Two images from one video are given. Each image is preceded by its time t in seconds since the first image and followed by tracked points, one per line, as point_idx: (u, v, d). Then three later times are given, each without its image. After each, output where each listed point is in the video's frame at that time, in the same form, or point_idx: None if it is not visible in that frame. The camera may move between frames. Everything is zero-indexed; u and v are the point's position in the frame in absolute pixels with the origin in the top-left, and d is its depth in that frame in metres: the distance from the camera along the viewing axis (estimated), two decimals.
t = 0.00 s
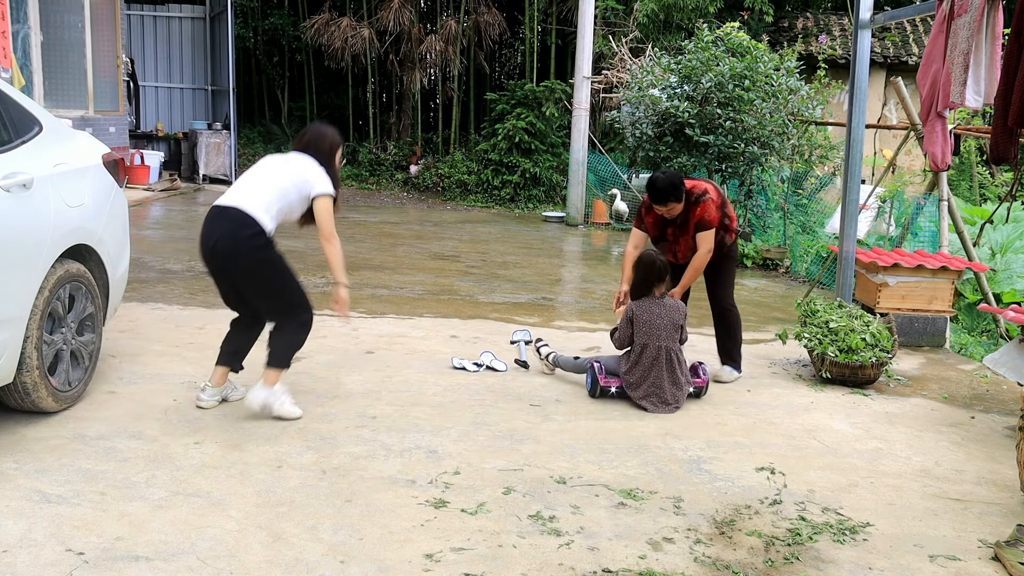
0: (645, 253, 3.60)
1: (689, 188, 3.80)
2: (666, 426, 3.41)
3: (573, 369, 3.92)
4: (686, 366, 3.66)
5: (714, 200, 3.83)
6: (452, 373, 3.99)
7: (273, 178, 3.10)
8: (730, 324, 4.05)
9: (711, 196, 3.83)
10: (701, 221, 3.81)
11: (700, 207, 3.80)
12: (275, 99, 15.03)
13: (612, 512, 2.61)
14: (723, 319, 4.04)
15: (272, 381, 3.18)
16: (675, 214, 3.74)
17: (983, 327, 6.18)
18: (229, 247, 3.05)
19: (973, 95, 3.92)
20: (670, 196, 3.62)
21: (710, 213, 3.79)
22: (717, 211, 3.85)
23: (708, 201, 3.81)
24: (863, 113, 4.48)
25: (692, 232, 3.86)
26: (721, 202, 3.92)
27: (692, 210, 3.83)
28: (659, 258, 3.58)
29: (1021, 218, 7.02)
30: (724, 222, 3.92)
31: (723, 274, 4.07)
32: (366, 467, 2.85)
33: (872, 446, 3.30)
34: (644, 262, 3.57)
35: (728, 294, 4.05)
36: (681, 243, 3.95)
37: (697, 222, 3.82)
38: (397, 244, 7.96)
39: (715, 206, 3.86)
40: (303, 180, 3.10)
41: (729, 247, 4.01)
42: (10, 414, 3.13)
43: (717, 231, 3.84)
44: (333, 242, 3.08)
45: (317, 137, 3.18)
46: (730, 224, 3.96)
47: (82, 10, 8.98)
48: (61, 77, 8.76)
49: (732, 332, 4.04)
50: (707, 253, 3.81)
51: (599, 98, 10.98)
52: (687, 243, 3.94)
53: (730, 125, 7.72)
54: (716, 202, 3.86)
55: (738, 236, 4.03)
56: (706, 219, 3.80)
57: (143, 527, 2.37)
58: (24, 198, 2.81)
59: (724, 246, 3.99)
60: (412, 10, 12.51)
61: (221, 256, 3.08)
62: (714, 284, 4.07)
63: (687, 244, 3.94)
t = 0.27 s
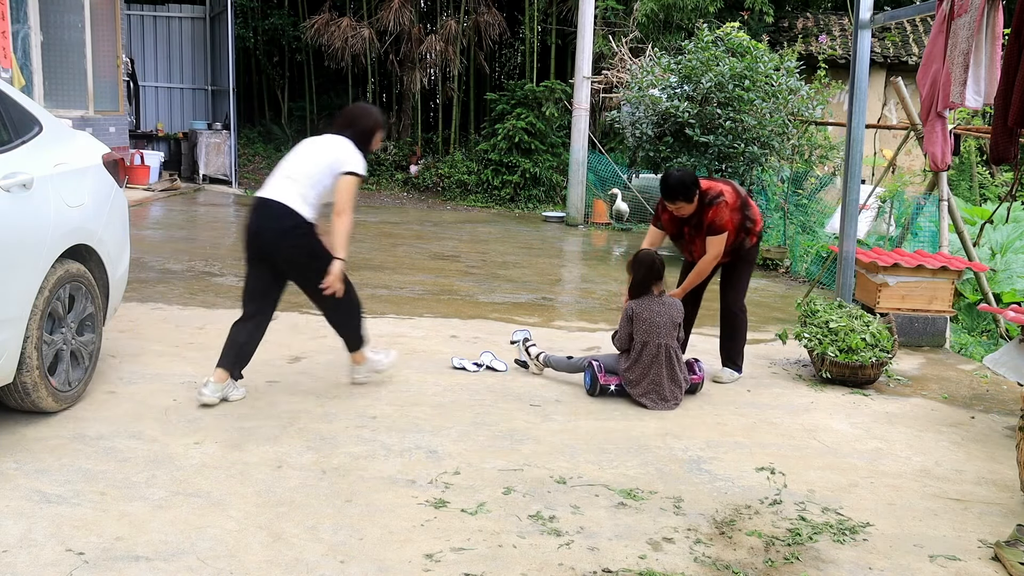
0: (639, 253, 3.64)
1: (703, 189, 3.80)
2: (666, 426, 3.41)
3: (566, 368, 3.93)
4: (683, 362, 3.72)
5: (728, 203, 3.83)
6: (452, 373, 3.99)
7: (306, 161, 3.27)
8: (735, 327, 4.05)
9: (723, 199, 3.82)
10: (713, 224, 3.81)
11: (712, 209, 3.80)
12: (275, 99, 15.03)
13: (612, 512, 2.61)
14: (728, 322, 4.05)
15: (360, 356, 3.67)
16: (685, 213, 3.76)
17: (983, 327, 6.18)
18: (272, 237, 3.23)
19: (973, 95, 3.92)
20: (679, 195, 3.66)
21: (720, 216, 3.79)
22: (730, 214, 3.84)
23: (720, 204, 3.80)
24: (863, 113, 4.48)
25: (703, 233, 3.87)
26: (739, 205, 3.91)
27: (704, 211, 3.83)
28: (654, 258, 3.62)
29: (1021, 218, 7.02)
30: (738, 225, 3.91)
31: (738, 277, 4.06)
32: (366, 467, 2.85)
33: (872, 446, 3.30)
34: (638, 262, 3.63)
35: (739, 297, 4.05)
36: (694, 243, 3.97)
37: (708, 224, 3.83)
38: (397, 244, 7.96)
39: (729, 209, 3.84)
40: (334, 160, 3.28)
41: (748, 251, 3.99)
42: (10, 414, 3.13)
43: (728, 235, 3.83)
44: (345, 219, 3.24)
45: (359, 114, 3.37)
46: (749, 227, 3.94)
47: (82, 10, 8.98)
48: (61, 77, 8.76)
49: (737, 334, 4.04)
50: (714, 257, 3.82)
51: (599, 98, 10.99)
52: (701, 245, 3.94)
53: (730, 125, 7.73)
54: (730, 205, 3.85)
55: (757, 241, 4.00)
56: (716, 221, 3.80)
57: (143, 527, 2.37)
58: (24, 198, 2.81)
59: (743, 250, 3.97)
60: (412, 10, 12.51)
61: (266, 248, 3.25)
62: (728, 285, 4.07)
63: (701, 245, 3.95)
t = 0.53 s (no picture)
0: (633, 252, 3.67)
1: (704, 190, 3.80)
2: (666, 426, 3.41)
3: (566, 368, 3.93)
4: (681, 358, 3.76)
5: (729, 203, 3.83)
6: (452, 373, 3.99)
7: (356, 168, 3.52)
8: (736, 328, 4.03)
9: (724, 199, 3.81)
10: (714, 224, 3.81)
11: (713, 209, 3.80)
12: (275, 99, 15.03)
13: (612, 512, 2.61)
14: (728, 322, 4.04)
15: (372, 358, 3.71)
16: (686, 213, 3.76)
17: (983, 327, 6.18)
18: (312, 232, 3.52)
19: (973, 95, 3.92)
20: (679, 195, 3.67)
21: (721, 216, 3.79)
22: (731, 214, 3.84)
23: (720, 205, 3.79)
24: (863, 113, 4.48)
25: (704, 233, 3.87)
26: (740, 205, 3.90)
27: (705, 211, 3.83)
28: (649, 257, 3.63)
29: (1021, 218, 7.02)
30: (739, 225, 3.90)
31: (741, 277, 4.04)
32: (366, 467, 2.85)
33: (872, 446, 3.30)
34: (632, 261, 3.65)
35: (741, 298, 4.04)
36: (696, 242, 3.98)
37: (707, 224, 3.82)
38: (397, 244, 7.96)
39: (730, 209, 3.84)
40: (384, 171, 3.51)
41: (751, 252, 4.00)
42: (10, 414, 3.13)
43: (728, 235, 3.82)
44: (411, 242, 3.49)
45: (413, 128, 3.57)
46: (752, 228, 3.94)
47: (82, 10, 8.98)
48: (61, 77, 8.76)
49: (736, 335, 4.02)
50: (711, 257, 3.81)
51: (599, 98, 11.00)
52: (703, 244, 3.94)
53: (730, 125, 7.73)
54: (731, 206, 3.84)
55: (759, 241, 4.00)
56: (717, 222, 3.80)
57: (143, 527, 2.37)
58: (24, 198, 2.81)
59: (746, 251, 3.98)
60: (412, 10, 12.51)
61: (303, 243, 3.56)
62: (730, 286, 4.06)
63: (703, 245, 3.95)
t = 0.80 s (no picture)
0: (627, 251, 3.72)
1: (695, 188, 3.82)
2: (666, 426, 3.41)
3: (555, 368, 3.91)
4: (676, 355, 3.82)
5: (721, 202, 3.85)
6: (452, 373, 3.99)
7: (379, 185, 3.76)
8: (736, 327, 4.02)
9: (715, 198, 3.83)
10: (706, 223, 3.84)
11: (705, 208, 3.82)
12: (275, 99, 15.02)
13: (612, 512, 2.61)
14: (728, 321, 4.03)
15: (376, 342, 3.84)
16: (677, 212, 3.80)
17: (983, 327, 6.18)
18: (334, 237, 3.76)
19: (973, 95, 3.92)
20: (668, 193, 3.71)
21: (713, 215, 3.81)
22: (723, 213, 3.86)
23: (710, 203, 3.81)
24: (863, 113, 4.48)
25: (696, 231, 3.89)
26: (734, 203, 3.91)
27: (696, 209, 3.85)
28: (645, 256, 3.67)
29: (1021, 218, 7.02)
30: (732, 224, 3.91)
31: (738, 276, 4.04)
32: (366, 467, 2.85)
33: (872, 446, 3.30)
34: (626, 260, 3.70)
35: (738, 298, 4.03)
36: (690, 241, 4.00)
37: (698, 222, 3.85)
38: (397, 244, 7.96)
39: (722, 208, 3.86)
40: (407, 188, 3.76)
41: (748, 251, 4.02)
42: (10, 414, 3.13)
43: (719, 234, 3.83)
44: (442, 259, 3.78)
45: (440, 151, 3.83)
46: (747, 227, 3.96)
47: (82, 10, 8.99)
48: (61, 77, 8.76)
49: (736, 334, 4.01)
50: (701, 255, 3.83)
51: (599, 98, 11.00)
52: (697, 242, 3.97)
53: (730, 125, 7.73)
54: (722, 204, 3.85)
55: (755, 239, 4.01)
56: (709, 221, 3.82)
57: (143, 527, 2.37)
58: (24, 198, 2.81)
59: (742, 249, 4.00)
60: (412, 10, 12.51)
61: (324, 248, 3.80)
62: (728, 285, 4.06)
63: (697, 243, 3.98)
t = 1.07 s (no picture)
0: (621, 250, 3.70)
1: (687, 187, 3.84)
2: (666, 426, 3.41)
3: (557, 377, 3.82)
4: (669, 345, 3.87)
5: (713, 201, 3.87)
6: (452, 373, 3.99)
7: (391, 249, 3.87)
8: (736, 326, 4.01)
9: (706, 197, 3.84)
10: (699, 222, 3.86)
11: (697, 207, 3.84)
12: (275, 99, 15.02)
13: (612, 512, 2.61)
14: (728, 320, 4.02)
15: (387, 340, 4.05)
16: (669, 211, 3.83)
17: (983, 327, 6.18)
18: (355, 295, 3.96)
19: (973, 95, 3.92)
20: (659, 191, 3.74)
21: (704, 213, 3.83)
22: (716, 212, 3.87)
23: (702, 202, 3.83)
24: (863, 113, 4.48)
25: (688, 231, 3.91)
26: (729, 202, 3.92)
27: (687, 209, 3.87)
28: (639, 252, 3.66)
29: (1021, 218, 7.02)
30: (724, 222, 3.92)
31: (737, 276, 4.04)
32: (366, 467, 2.85)
33: (872, 446, 3.30)
34: (618, 258, 3.70)
35: (738, 297, 4.03)
36: (684, 241, 4.01)
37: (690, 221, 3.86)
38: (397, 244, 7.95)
39: (715, 207, 3.87)
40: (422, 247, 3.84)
41: (745, 250, 4.01)
42: (10, 414, 3.13)
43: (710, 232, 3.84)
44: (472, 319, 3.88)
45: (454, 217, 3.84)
46: (743, 226, 3.96)
47: (82, 10, 8.99)
48: (61, 77, 8.76)
49: (735, 333, 4.00)
50: (692, 254, 3.84)
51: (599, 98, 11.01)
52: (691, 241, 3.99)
53: (730, 125, 7.74)
54: (715, 203, 3.87)
55: (752, 238, 4.01)
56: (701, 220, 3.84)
57: (143, 527, 2.37)
58: (24, 198, 2.81)
59: (739, 248, 3.99)
60: (412, 10, 12.51)
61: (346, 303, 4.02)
62: (727, 285, 4.05)
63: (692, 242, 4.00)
